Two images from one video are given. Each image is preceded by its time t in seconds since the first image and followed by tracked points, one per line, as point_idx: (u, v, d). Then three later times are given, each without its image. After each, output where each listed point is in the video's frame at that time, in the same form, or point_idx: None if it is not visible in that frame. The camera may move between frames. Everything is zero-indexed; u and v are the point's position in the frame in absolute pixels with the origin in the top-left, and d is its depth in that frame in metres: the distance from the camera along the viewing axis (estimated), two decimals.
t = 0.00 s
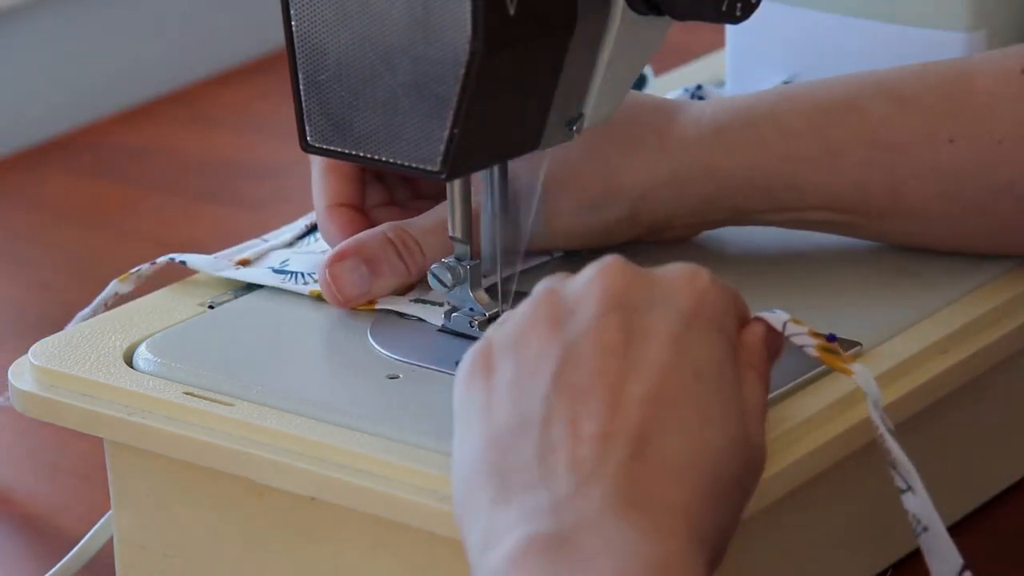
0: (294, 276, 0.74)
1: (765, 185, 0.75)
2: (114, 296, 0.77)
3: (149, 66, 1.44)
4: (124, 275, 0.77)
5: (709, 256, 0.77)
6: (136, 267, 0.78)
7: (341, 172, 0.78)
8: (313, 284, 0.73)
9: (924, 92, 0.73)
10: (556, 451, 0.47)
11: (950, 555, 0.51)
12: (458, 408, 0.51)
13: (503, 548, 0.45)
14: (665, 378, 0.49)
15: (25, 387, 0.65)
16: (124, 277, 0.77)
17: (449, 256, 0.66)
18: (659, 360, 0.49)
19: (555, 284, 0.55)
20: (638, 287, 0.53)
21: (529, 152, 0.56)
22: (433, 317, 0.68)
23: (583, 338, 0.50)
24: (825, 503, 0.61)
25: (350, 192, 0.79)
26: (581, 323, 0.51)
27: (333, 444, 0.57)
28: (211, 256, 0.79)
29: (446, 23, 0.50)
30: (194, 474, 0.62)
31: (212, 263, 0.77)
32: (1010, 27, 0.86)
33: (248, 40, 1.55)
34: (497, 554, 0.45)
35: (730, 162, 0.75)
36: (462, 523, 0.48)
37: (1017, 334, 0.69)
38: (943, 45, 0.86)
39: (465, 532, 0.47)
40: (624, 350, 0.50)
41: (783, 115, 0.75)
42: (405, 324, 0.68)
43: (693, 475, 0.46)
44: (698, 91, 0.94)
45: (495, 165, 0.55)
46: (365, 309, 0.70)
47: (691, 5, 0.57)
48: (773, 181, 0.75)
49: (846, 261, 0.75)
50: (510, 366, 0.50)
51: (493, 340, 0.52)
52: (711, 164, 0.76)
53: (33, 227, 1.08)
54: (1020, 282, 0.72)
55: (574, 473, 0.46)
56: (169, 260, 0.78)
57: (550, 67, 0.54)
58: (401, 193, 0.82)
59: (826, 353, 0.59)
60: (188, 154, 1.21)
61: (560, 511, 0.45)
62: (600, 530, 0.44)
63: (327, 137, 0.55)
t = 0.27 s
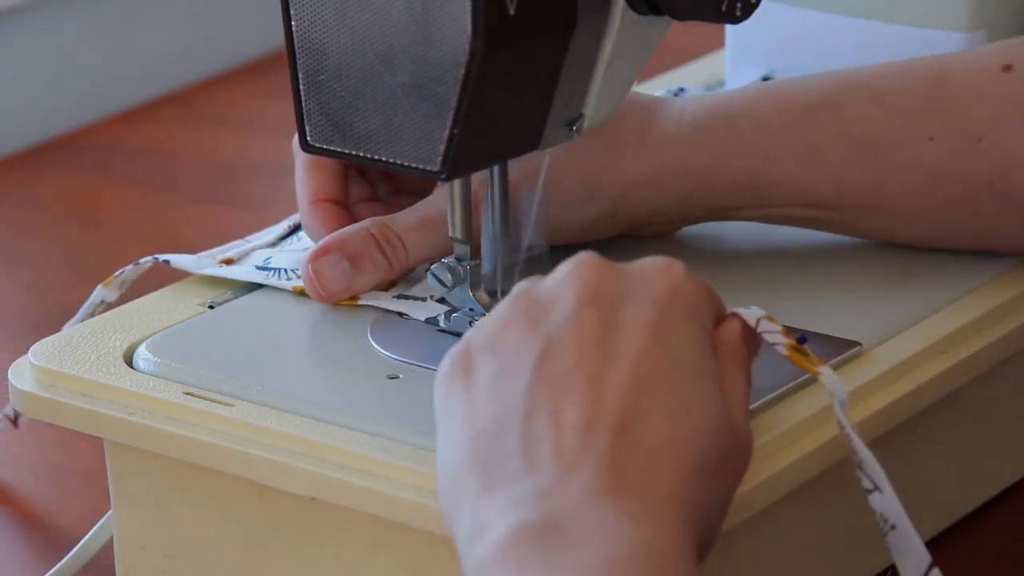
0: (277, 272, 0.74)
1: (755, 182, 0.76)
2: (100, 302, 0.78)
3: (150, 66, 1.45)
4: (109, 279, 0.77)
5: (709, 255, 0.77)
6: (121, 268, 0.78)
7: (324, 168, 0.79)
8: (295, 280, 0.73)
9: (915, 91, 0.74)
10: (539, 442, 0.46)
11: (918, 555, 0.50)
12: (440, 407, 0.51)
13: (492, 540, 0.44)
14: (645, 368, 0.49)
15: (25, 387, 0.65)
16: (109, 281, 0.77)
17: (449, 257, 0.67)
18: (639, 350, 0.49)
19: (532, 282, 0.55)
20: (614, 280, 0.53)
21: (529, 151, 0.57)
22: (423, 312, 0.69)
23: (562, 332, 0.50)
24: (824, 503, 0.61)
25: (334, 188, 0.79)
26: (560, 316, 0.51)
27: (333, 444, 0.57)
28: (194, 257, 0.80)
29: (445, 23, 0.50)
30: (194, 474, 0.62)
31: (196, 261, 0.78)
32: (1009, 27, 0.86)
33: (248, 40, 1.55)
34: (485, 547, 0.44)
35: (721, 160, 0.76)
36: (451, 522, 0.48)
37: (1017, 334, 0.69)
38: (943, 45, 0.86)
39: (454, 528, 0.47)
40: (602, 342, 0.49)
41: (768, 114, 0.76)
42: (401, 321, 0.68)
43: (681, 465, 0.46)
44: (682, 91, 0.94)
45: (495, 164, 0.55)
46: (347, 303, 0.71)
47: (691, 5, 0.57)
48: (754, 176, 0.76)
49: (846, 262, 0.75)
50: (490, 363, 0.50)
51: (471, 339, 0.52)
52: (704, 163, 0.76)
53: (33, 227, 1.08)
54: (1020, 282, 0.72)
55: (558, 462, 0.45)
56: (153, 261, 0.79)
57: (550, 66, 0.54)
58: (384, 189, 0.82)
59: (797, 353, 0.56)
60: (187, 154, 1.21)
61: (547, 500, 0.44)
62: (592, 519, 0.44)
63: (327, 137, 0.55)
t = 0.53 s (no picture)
0: (267, 270, 0.75)
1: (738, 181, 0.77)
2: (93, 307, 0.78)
3: (150, 65, 1.45)
4: (99, 283, 0.78)
5: (709, 255, 0.77)
6: (111, 271, 0.78)
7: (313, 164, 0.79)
8: (284, 277, 0.74)
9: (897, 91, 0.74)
10: (533, 435, 0.46)
11: (901, 552, 0.50)
12: (432, 406, 0.51)
13: (488, 532, 0.44)
14: (636, 361, 0.49)
15: (25, 387, 0.65)
16: (99, 285, 0.77)
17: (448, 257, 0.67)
18: (629, 345, 0.49)
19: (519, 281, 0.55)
20: (602, 277, 0.53)
21: (530, 151, 0.57)
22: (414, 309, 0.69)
23: (551, 328, 0.50)
24: (824, 501, 0.61)
25: (324, 184, 0.79)
26: (549, 312, 0.51)
27: (333, 444, 0.57)
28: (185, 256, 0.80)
29: (445, 23, 0.50)
30: (194, 474, 0.62)
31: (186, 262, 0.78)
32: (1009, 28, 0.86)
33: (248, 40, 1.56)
34: (482, 540, 0.44)
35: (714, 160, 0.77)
36: (447, 519, 0.47)
37: (1017, 334, 0.69)
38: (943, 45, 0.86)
39: (451, 523, 0.47)
40: (592, 337, 0.50)
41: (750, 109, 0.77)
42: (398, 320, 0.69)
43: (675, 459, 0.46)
44: (668, 90, 0.95)
45: (495, 164, 0.55)
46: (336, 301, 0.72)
47: (691, 5, 0.57)
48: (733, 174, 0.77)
49: (846, 262, 0.75)
50: (482, 361, 0.50)
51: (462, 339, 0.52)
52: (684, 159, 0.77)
53: (33, 227, 1.08)
54: (1019, 283, 0.72)
55: (553, 455, 0.45)
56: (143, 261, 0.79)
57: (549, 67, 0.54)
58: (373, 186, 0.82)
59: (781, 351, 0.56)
60: (187, 154, 1.22)
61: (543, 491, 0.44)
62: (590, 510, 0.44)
63: (327, 137, 0.55)
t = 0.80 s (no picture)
0: (253, 267, 0.76)
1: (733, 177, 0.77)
2: (84, 307, 0.78)
3: (149, 65, 1.44)
4: (89, 281, 0.78)
5: (709, 255, 0.77)
6: (100, 268, 0.78)
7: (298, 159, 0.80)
8: (271, 274, 0.75)
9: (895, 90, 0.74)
10: (534, 426, 0.46)
11: (887, 541, 0.50)
12: (425, 389, 0.50)
13: (487, 519, 0.44)
14: (633, 355, 0.49)
15: (25, 387, 0.65)
16: (90, 284, 0.78)
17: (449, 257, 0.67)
18: (626, 336, 0.49)
19: (508, 262, 0.54)
20: (598, 267, 0.52)
21: (529, 151, 0.57)
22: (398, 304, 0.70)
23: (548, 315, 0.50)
24: (824, 501, 0.61)
25: (311, 181, 0.80)
26: (546, 299, 0.51)
27: (333, 444, 0.57)
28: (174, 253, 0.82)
29: (445, 23, 0.50)
30: (194, 474, 0.62)
31: (175, 259, 0.79)
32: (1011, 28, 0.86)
33: (248, 40, 1.56)
34: (482, 531, 0.44)
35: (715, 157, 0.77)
36: (442, 504, 0.47)
37: (1017, 334, 0.69)
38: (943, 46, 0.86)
39: (445, 506, 0.47)
40: (590, 328, 0.49)
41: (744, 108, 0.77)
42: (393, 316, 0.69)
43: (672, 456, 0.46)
44: (658, 87, 0.95)
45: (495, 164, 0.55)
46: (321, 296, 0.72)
47: (691, 5, 0.57)
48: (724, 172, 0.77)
49: (846, 262, 0.75)
50: (477, 346, 0.50)
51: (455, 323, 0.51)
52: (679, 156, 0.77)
53: (32, 228, 1.08)
54: (1020, 283, 0.72)
55: (553, 445, 0.45)
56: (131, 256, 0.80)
57: (549, 67, 0.54)
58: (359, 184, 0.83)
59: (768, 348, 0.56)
60: (187, 154, 1.22)
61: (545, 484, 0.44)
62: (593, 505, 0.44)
63: (327, 137, 0.55)
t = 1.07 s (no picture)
0: (245, 265, 0.77)
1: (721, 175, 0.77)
2: (77, 307, 0.79)
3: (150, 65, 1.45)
4: (81, 281, 0.78)
5: (709, 255, 0.77)
6: (92, 268, 0.79)
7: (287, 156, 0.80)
8: (262, 272, 0.75)
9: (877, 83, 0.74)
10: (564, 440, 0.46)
11: (887, 532, 0.50)
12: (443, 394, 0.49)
13: (516, 533, 0.44)
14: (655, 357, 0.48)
15: (24, 387, 0.65)
16: (81, 284, 0.78)
17: (450, 258, 0.67)
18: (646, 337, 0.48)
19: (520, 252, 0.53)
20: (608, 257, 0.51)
21: (530, 151, 0.57)
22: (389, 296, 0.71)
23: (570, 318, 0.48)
24: (825, 501, 0.61)
25: (300, 176, 0.81)
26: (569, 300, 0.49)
27: (333, 444, 0.57)
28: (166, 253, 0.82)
29: (445, 23, 0.50)
30: (194, 474, 0.62)
31: (166, 258, 0.80)
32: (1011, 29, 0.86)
33: (248, 40, 1.56)
34: (512, 545, 0.44)
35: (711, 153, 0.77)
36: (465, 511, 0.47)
37: (1018, 334, 0.69)
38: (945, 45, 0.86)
39: (468, 512, 0.46)
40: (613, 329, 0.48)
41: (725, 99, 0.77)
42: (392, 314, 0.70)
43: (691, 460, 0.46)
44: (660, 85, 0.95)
45: (495, 164, 0.55)
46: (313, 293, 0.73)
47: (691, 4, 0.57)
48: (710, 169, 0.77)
49: (848, 262, 0.75)
50: (500, 351, 0.48)
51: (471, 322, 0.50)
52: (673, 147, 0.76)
53: (32, 227, 1.08)
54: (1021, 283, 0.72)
55: (583, 457, 0.45)
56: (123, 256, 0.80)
57: (549, 66, 0.54)
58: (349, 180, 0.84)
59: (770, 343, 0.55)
60: (187, 154, 1.22)
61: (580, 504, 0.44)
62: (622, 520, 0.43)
63: (327, 137, 0.55)
